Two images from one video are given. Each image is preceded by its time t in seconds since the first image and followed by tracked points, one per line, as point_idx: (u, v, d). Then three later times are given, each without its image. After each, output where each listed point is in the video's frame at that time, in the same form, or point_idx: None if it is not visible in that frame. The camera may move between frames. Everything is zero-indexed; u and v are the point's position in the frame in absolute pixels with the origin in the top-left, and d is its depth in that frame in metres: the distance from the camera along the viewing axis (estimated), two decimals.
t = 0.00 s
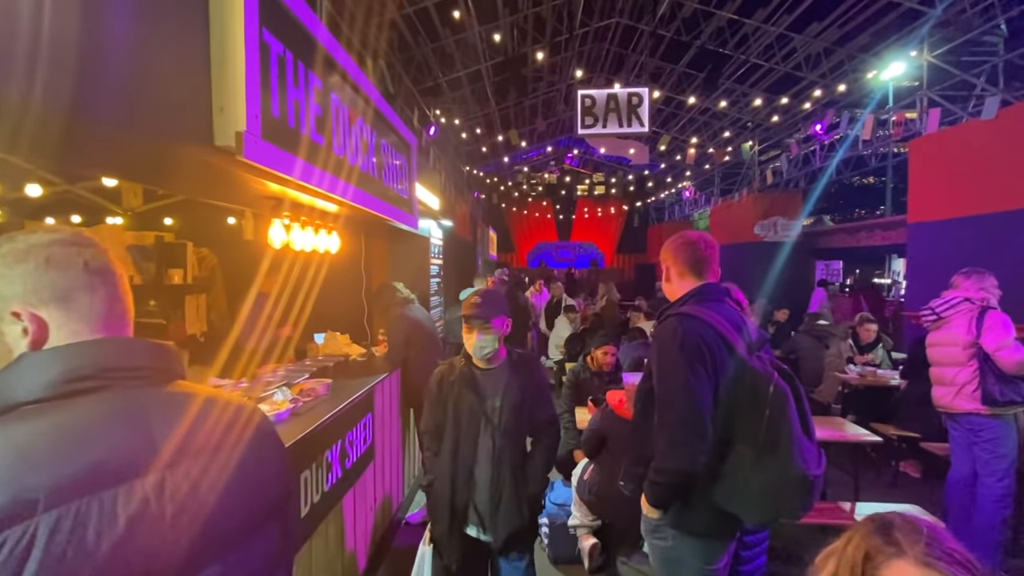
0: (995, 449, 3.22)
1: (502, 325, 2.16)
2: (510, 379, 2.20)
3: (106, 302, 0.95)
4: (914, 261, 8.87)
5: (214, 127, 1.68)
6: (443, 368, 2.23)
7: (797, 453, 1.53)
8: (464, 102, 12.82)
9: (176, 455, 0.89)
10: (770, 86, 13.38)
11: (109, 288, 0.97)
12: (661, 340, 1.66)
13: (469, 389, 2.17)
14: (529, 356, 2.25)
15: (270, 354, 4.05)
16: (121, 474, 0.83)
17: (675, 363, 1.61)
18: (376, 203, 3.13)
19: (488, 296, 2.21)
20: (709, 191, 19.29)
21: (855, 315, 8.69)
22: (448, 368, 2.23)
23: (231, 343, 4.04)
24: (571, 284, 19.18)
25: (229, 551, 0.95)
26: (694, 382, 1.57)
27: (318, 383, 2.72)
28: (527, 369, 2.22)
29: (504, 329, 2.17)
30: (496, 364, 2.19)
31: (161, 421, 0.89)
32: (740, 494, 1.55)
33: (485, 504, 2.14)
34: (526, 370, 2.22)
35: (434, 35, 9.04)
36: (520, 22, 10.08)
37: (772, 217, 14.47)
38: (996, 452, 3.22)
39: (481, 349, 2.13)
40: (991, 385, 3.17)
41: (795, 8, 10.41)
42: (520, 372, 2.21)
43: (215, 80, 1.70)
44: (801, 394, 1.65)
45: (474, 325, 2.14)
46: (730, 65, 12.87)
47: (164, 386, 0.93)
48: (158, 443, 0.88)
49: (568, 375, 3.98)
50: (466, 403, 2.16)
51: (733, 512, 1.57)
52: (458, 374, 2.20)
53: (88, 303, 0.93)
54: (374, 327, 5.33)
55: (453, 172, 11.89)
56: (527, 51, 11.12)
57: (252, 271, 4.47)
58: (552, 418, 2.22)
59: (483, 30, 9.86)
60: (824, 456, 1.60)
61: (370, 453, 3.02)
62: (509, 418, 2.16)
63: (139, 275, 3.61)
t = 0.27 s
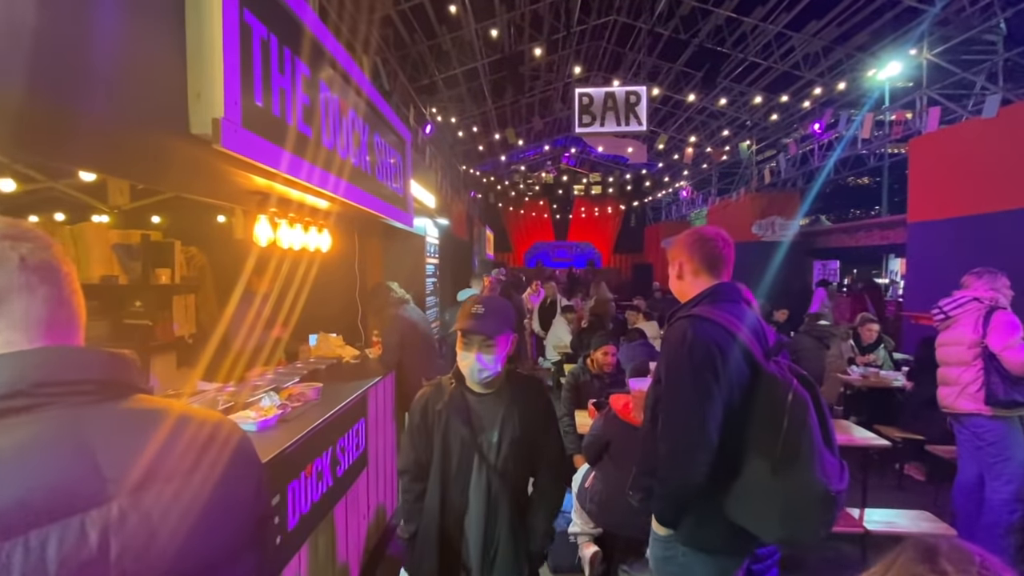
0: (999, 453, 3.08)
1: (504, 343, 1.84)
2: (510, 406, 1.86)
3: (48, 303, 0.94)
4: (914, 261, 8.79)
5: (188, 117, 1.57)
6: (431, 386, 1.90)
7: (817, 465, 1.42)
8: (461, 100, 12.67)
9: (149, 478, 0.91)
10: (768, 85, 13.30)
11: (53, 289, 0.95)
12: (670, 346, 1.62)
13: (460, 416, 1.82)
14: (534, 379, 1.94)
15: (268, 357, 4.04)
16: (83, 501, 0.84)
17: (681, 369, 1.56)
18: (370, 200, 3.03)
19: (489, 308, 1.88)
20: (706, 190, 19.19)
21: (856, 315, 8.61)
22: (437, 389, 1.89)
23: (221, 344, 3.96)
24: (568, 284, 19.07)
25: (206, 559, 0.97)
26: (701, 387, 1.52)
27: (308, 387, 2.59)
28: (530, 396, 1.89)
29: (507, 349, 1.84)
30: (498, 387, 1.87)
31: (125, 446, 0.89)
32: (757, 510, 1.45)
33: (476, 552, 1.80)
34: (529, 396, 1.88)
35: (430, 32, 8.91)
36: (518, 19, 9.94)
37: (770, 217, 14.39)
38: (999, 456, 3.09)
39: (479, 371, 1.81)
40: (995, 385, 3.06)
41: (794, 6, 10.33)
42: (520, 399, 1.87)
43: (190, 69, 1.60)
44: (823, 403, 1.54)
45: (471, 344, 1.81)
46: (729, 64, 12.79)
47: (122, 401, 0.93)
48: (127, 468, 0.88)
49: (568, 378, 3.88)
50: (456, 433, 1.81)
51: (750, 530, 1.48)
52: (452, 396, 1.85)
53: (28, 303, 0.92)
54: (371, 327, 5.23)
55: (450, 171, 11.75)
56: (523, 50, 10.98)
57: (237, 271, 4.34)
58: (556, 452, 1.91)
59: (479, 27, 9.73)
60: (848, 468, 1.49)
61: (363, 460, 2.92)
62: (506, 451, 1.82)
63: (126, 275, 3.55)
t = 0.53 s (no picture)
0: (1008, 460, 2.98)
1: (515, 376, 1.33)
2: (528, 462, 1.29)
3: None
4: (913, 262, 8.71)
5: (148, 100, 1.43)
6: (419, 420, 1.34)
7: (836, 487, 1.32)
8: (455, 99, 12.54)
9: (92, 516, 0.92)
10: (765, 84, 13.22)
11: None
12: (674, 357, 1.51)
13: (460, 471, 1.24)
14: (559, 421, 1.38)
15: (252, 361, 3.92)
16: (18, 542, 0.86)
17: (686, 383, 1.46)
18: (360, 198, 2.91)
19: (499, 321, 1.35)
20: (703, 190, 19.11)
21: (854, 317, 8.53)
22: (429, 424, 1.33)
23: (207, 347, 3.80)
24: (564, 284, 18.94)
25: (164, 573, 1.00)
26: (708, 403, 1.42)
27: (292, 395, 2.47)
28: (555, 449, 1.33)
29: (520, 378, 1.34)
30: (509, 431, 1.31)
31: (61, 484, 0.90)
32: (771, 536, 1.34)
33: None
34: (553, 448, 1.32)
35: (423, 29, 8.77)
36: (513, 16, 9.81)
37: (766, 217, 14.31)
38: (1008, 464, 2.99)
39: (479, 410, 1.27)
40: (1009, 389, 2.96)
41: (791, 5, 10.24)
42: (542, 453, 1.31)
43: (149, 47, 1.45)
44: (840, 416, 1.44)
45: (470, 370, 1.32)
46: (725, 63, 12.69)
47: (47, 434, 0.94)
48: (76, 503, 0.90)
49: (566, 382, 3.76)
50: (449, 496, 1.24)
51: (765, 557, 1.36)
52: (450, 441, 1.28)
53: None
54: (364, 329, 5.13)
55: (445, 170, 11.61)
56: (518, 47, 10.85)
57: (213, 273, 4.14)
58: (584, 524, 1.36)
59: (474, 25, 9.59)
60: (867, 489, 1.39)
61: (352, 470, 2.80)
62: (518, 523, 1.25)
63: (106, 276, 3.42)
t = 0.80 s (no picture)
0: (1022, 470, 2.89)
1: (478, 396, 1.12)
2: (520, 510, 1.06)
3: None
4: (907, 262, 8.66)
5: (90, 86, 1.30)
6: (386, 444, 1.15)
7: (845, 508, 1.21)
8: (448, 97, 12.43)
9: (40, 533, 0.78)
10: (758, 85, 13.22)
11: None
12: (670, 366, 1.40)
13: (430, 519, 1.03)
14: (563, 458, 1.14)
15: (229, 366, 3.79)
16: None
17: (682, 395, 1.35)
18: (342, 197, 2.77)
19: (456, 327, 1.14)
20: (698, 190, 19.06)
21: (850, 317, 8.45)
22: (397, 450, 1.13)
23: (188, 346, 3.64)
24: (557, 285, 18.87)
25: None
26: (706, 417, 1.31)
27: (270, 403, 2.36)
28: (558, 495, 1.08)
29: (492, 397, 1.13)
30: (493, 467, 1.09)
31: None
32: (776, 559, 1.23)
33: None
34: (554, 496, 1.08)
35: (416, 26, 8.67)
36: (506, 15, 9.71)
37: (760, 217, 14.23)
38: (1020, 473, 2.90)
39: (435, 444, 1.06)
40: None
41: (786, 4, 10.18)
42: (540, 501, 1.07)
43: (91, 24, 1.32)
44: (849, 430, 1.33)
45: (425, 391, 1.15)
46: (721, 62, 12.62)
47: None
48: (15, 524, 0.76)
49: (558, 387, 3.64)
50: (416, 551, 1.02)
51: None
52: (421, 481, 1.06)
53: None
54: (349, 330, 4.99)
55: (438, 169, 11.50)
56: (512, 45, 10.74)
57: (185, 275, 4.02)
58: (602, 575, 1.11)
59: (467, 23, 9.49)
60: (878, 507, 1.29)
61: (334, 479, 2.68)
62: None
63: (81, 276, 3.28)
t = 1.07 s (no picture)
0: None
1: (400, 437, 0.98)
2: (475, 553, 0.96)
3: None
4: (904, 262, 8.59)
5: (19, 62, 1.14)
6: (317, 476, 1.08)
7: (863, 529, 1.11)
8: (441, 95, 12.26)
9: None
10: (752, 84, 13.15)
11: None
12: (672, 375, 1.29)
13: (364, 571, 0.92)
14: (528, 492, 1.02)
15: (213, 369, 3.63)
16: None
17: (685, 407, 1.24)
18: (323, 194, 2.63)
19: (366, 354, 0.95)
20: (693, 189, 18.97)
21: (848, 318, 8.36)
22: (326, 485, 1.06)
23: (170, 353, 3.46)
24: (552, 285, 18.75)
25: None
26: (712, 431, 1.20)
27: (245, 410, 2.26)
28: (519, 539, 0.97)
29: (416, 437, 0.98)
30: (442, 505, 0.97)
31: None
32: None
33: None
34: (517, 538, 0.97)
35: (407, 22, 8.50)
36: (499, 11, 9.56)
37: (755, 217, 14.14)
38: None
39: (355, 495, 0.94)
40: None
41: (782, 2, 10.08)
42: (498, 546, 0.96)
43: None
44: (866, 443, 1.23)
45: (346, 435, 1.01)
46: (716, 60, 12.51)
47: None
48: None
49: (551, 390, 3.51)
50: None
51: None
52: (355, 524, 0.96)
53: None
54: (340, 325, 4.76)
55: (431, 167, 11.33)
56: (506, 43, 10.62)
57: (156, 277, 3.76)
58: None
59: (460, 19, 9.34)
60: (899, 529, 1.18)
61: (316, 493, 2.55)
62: None
63: (51, 277, 3.16)
